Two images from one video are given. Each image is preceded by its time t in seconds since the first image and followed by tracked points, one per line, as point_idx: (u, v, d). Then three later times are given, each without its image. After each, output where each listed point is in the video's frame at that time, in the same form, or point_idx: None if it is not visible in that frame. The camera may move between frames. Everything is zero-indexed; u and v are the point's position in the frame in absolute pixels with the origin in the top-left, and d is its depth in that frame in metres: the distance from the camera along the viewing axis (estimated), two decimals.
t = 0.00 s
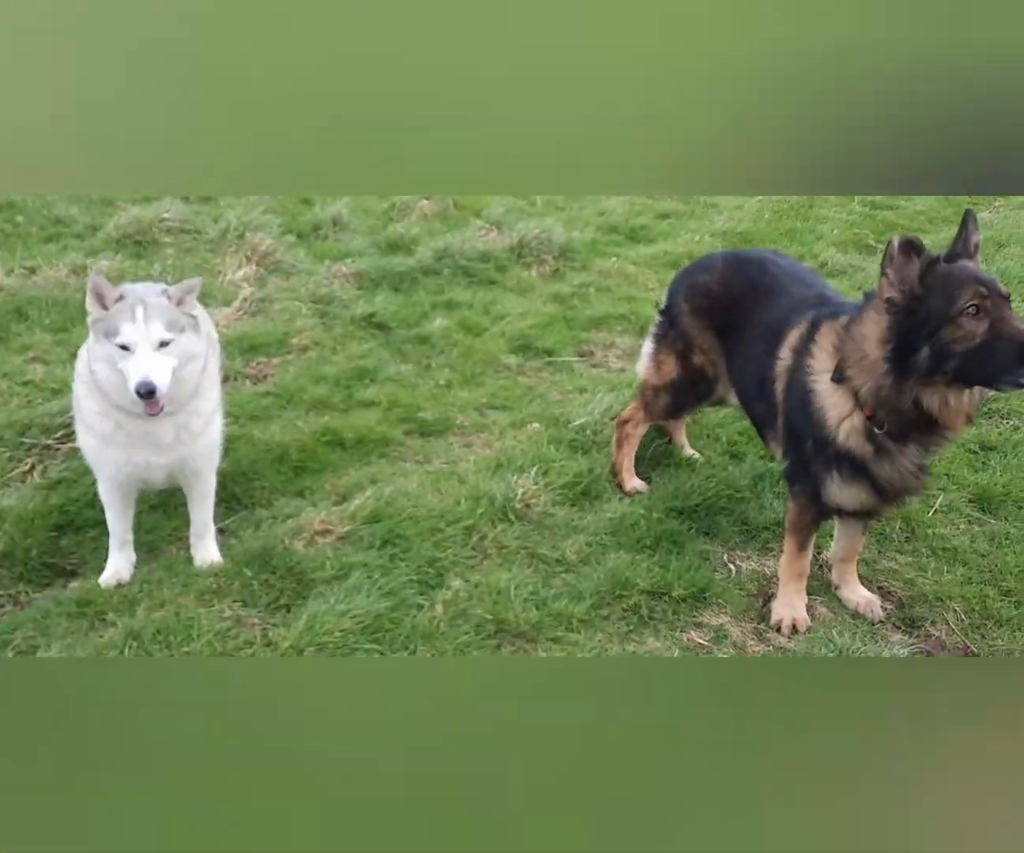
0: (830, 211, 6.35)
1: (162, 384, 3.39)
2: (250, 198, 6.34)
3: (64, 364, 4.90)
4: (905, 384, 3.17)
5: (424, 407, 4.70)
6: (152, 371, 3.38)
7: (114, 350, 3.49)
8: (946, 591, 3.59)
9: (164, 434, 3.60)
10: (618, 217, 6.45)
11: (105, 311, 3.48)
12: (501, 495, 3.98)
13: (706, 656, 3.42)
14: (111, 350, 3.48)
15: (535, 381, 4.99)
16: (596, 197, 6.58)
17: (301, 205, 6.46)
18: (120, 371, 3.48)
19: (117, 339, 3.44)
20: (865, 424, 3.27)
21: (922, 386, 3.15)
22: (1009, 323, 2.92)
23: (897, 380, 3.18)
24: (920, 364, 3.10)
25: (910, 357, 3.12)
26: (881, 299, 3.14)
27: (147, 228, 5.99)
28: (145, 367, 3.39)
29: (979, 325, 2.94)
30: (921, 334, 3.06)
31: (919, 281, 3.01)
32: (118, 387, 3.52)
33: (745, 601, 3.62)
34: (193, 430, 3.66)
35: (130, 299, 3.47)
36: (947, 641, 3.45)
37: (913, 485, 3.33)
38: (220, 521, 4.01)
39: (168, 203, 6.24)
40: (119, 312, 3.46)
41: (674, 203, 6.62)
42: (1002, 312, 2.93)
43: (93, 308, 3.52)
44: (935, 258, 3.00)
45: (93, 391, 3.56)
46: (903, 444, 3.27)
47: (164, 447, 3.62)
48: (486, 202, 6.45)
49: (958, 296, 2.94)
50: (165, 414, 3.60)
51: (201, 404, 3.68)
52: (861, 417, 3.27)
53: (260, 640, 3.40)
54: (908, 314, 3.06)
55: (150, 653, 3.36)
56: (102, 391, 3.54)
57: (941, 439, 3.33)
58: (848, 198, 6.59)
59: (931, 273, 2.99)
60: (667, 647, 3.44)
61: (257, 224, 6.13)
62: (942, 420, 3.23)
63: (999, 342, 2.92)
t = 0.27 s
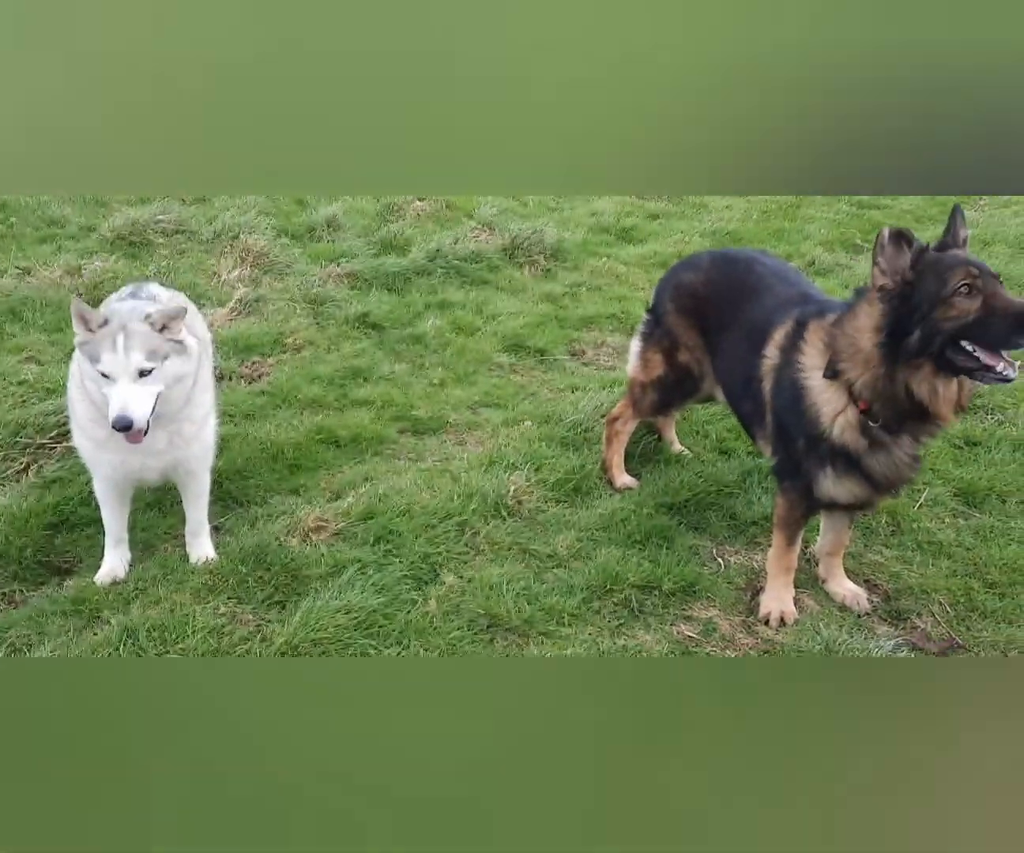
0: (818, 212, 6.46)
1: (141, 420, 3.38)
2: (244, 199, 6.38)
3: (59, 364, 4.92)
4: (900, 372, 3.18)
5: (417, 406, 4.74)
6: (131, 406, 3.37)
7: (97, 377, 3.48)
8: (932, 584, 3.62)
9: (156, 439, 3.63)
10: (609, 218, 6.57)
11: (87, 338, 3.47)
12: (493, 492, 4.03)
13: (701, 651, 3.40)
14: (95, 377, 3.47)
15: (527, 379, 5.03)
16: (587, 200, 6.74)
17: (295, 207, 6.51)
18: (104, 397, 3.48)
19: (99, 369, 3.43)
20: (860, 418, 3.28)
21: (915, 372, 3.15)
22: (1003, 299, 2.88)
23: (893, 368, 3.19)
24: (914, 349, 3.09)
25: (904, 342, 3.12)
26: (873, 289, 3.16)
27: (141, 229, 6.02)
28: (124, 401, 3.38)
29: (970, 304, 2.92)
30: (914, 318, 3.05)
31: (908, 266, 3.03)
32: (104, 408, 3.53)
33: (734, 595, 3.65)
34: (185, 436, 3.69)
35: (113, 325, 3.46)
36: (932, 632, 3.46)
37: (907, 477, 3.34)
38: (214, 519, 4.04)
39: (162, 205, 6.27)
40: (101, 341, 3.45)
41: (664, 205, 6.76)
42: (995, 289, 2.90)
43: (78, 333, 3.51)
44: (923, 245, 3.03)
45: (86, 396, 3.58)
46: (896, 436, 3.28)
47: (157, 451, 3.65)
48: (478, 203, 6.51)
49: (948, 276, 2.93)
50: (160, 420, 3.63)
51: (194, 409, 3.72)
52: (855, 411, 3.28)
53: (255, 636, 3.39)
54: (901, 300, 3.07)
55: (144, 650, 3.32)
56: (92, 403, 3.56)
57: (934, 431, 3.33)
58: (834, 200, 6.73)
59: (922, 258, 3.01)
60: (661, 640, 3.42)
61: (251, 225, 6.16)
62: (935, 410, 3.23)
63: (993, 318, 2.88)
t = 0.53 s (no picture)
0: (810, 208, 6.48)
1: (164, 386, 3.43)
2: (236, 197, 6.37)
3: (51, 362, 4.90)
4: (894, 365, 3.17)
5: (412, 403, 4.74)
6: (152, 371, 3.42)
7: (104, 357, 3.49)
8: (924, 580, 3.63)
9: (150, 435, 3.62)
10: (603, 215, 6.58)
11: (93, 318, 3.51)
12: (488, 490, 4.03)
13: (696, 649, 3.39)
14: (101, 358, 3.47)
15: (522, 376, 5.03)
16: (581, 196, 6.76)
17: (288, 204, 6.50)
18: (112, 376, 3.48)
19: (111, 344, 3.44)
20: (854, 411, 3.29)
21: (909, 363, 3.15)
22: (996, 284, 2.89)
23: (886, 361, 3.18)
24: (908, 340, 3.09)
25: (898, 333, 3.11)
26: (865, 281, 3.16)
27: (134, 227, 6.01)
28: (145, 368, 3.41)
29: (962, 290, 2.92)
30: (907, 308, 3.05)
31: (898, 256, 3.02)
32: (105, 394, 3.52)
33: (728, 591, 3.65)
34: (179, 430, 3.68)
35: (120, 303, 3.52)
36: (926, 629, 3.46)
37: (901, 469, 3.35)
38: (209, 517, 4.03)
39: (154, 203, 6.26)
40: (111, 317, 3.48)
41: (658, 201, 6.78)
42: (987, 275, 2.91)
43: (80, 319, 3.53)
44: (913, 235, 3.02)
45: (79, 396, 3.58)
46: (891, 428, 3.29)
47: (150, 447, 3.64)
48: (471, 200, 6.51)
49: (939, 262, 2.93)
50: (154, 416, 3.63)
51: (188, 406, 3.72)
52: (849, 405, 3.29)
53: (249, 635, 3.38)
54: (893, 291, 3.07)
55: (138, 650, 3.31)
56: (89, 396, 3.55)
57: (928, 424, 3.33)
58: (827, 197, 6.75)
59: (912, 249, 3.00)
60: (655, 636, 3.42)
61: (244, 222, 6.15)
62: (928, 401, 3.23)
63: (987, 303, 2.88)
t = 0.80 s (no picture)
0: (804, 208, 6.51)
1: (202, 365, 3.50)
2: (232, 197, 6.37)
3: (47, 362, 4.89)
4: (889, 365, 3.19)
5: (408, 403, 4.74)
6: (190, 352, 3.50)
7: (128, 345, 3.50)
8: (919, 578, 3.65)
9: (156, 432, 3.64)
10: (598, 214, 6.59)
11: (113, 309, 3.51)
12: (485, 490, 4.04)
13: (692, 648, 3.40)
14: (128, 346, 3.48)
15: (517, 376, 5.04)
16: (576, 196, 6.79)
17: (283, 204, 6.50)
18: (138, 364, 3.49)
19: (142, 330, 3.47)
20: (849, 411, 3.30)
21: (903, 363, 3.16)
22: (990, 283, 2.90)
23: (881, 361, 3.20)
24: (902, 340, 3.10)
25: (893, 333, 3.13)
26: (860, 281, 3.18)
27: (129, 227, 6.01)
28: (182, 349, 3.48)
29: (957, 289, 2.93)
30: (902, 307, 3.07)
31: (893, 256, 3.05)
32: (127, 385, 3.54)
33: (724, 590, 3.66)
34: (183, 425, 3.71)
35: (140, 294, 3.58)
36: (921, 627, 3.48)
37: (894, 470, 3.36)
38: (205, 518, 4.03)
39: (149, 202, 6.25)
40: (136, 306, 3.52)
41: (652, 201, 6.80)
42: (981, 274, 2.91)
43: (98, 311, 3.53)
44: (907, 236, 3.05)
45: (85, 397, 3.58)
46: (885, 429, 3.30)
47: (155, 445, 3.65)
48: (467, 200, 6.52)
49: (934, 262, 2.96)
50: (160, 411, 3.64)
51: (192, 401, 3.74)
52: (844, 405, 3.31)
53: (246, 635, 3.38)
54: (888, 292, 3.09)
55: (136, 650, 3.31)
56: (104, 391, 3.55)
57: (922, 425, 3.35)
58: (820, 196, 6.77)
59: (907, 249, 3.04)
60: (651, 635, 3.43)
61: (239, 222, 6.14)
62: (922, 402, 3.24)
63: (981, 302, 2.88)
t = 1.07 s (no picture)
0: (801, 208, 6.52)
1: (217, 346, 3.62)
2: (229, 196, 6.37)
3: (45, 362, 4.89)
4: (889, 363, 3.20)
5: (406, 403, 4.74)
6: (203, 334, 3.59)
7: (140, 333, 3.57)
8: (917, 577, 3.66)
9: (160, 429, 3.66)
10: (596, 214, 6.60)
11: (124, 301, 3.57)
12: (484, 489, 4.05)
13: (692, 646, 3.41)
14: (142, 334, 3.55)
15: (516, 375, 5.05)
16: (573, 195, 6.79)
17: (281, 203, 6.50)
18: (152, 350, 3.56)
19: (154, 317, 3.57)
20: (849, 409, 3.31)
21: (904, 361, 3.18)
22: (989, 279, 2.91)
23: (881, 359, 3.21)
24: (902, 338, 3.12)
25: (893, 331, 3.14)
26: (860, 280, 3.20)
27: (127, 227, 6.02)
28: (197, 333, 3.58)
29: (957, 286, 2.94)
30: (902, 306, 3.08)
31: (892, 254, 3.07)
32: (137, 375, 3.58)
33: (723, 589, 3.67)
34: (188, 423, 3.73)
35: (149, 284, 3.65)
36: (919, 625, 3.50)
37: (894, 469, 3.38)
38: (205, 517, 4.03)
39: (147, 202, 6.25)
40: (145, 296, 3.60)
41: (650, 200, 6.80)
42: (981, 271, 2.94)
43: (107, 302, 3.57)
44: (907, 235, 3.08)
45: (90, 394, 3.59)
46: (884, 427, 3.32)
47: (159, 443, 3.67)
48: (464, 199, 6.53)
49: (933, 259, 2.98)
50: (164, 407, 3.66)
51: (196, 397, 3.76)
52: (844, 404, 3.32)
53: (247, 635, 3.39)
54: (889, 291, 3.10)
55: (136, 650, 3.31)
56: (111, 385, 3.57)
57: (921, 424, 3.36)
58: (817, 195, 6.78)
59: (906, 247, 3.06)
60: (651, 634, 3.44)
61: (237, 221, 6.14)
62: (922, 399, 3.26)
63: (981, 298, 2.90)
